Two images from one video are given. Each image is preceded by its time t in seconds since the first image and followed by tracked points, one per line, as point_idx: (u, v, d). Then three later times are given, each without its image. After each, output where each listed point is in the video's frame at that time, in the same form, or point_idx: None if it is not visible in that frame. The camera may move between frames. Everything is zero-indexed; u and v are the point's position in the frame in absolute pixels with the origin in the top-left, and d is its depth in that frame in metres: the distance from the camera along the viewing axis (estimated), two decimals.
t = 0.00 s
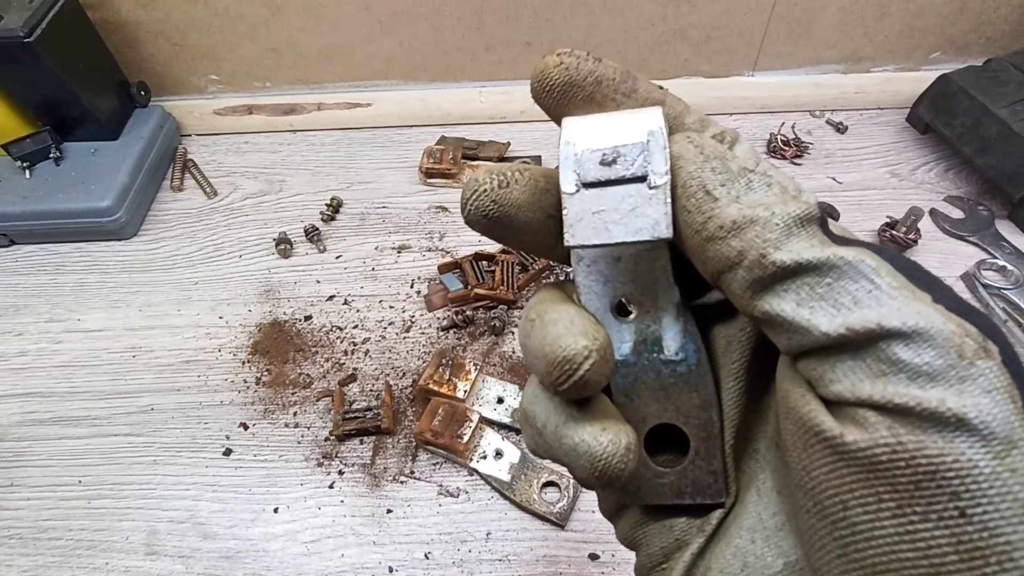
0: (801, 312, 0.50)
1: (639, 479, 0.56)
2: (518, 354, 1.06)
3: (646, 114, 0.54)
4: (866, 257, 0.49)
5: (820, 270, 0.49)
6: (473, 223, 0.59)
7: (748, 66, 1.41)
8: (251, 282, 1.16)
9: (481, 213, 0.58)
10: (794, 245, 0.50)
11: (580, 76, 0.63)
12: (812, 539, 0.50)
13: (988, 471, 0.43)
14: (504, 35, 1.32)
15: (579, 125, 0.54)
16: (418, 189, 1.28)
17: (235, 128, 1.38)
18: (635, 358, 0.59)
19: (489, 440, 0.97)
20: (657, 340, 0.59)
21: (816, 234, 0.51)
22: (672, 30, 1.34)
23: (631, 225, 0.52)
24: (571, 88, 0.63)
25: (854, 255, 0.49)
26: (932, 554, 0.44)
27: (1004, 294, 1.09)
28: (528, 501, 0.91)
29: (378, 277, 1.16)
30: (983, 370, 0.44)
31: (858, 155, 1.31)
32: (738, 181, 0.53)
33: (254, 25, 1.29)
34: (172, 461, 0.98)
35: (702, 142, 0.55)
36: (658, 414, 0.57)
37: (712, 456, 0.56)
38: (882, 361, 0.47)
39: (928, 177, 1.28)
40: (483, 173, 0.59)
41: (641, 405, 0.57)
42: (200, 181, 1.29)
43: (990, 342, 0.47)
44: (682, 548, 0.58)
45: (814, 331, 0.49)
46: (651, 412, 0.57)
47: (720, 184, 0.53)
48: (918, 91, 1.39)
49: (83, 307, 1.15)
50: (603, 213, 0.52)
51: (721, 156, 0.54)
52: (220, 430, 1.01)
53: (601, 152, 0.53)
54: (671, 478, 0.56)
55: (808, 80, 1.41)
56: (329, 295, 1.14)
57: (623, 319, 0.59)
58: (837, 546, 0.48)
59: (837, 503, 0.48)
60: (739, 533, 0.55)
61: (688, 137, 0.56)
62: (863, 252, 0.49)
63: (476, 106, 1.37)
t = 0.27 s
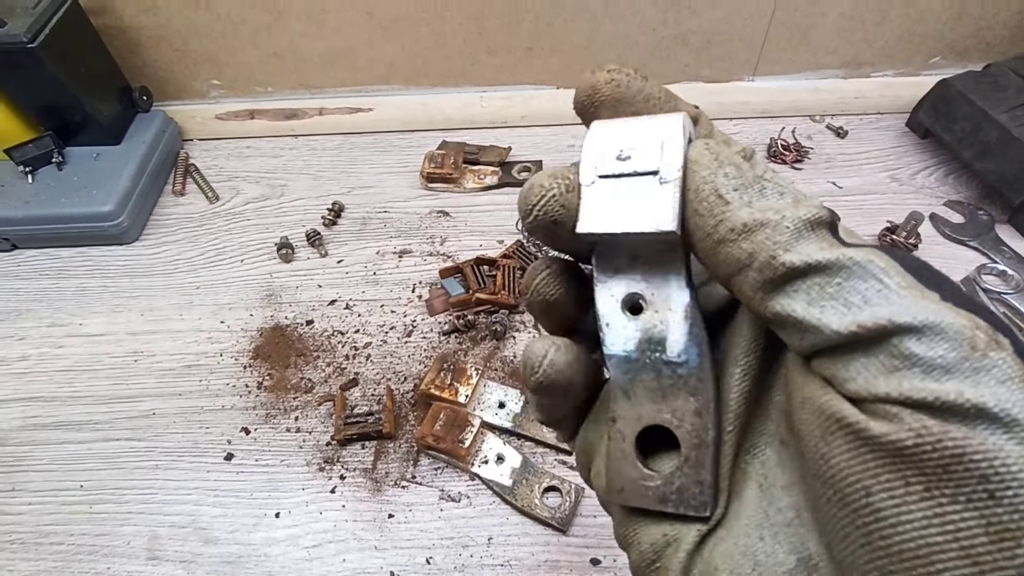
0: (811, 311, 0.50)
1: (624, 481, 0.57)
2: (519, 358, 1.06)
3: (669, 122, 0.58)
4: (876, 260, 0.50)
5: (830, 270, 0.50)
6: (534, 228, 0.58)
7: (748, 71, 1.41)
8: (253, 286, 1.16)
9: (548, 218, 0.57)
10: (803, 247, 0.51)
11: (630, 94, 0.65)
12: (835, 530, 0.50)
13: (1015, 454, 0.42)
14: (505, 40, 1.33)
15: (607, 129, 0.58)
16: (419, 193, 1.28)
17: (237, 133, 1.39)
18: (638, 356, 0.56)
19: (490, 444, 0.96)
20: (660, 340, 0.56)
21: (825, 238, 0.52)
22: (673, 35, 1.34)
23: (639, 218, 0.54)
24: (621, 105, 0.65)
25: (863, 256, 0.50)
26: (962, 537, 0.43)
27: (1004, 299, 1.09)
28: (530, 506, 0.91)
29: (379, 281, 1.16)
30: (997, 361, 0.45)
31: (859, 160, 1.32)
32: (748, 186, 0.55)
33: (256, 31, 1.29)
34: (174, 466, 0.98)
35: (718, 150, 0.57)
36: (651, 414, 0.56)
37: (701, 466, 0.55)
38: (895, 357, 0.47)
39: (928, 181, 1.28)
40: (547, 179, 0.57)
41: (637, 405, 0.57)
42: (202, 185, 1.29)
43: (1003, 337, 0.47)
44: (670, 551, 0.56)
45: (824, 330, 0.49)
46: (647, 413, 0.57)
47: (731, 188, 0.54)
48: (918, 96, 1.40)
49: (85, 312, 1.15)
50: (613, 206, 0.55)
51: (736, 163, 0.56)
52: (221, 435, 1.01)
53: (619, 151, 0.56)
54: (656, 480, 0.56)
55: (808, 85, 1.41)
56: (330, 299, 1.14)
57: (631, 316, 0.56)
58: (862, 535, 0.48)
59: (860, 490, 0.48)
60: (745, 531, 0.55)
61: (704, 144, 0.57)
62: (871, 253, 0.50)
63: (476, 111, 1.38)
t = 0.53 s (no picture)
0: (821, 307, 0.51)
1: (638, 482, 0.56)
2: (519, 359, 1.06)
3: (678, 120, 0.59)
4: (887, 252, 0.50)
5: (840, 266, 0.50)
6: (550, 217, 0.62)
7: (748, 73, 1.41)
8: (252, 287, 1.16)
9: (560, 209, 0.61)
10: (814, 242, 0.51)
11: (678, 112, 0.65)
12: (851, 515, 0.51)
13: None
14: (505, 42, 1.33)
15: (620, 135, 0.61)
16: (419, 195, 1.28)
17: (237, 134, 1.39)
18: (654, 355, 0.57)
19: (490, 445, 0.96)
20: (676, 339, 0.56)
21: (836, 232, 0.52)
22: (673, 36, 1.34)
23: (645, 215, 0.55)
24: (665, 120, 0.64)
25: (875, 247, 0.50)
26: (975, 517, 0.44)
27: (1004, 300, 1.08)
28: (529, 507, 0.91)
29: (379, 282, 1.16)
30: (1007, 354, 0.45)
31: (858, 161, 1.32)
32: (756, 183, 0.55)
33: (257, 32, 1.29)
34: (173, 467, 0.98)
35: (724, 144, 0.57)
36: (665, 413, 0.56)
37: (714, 467, 0.53)
38: (904, 351, 0.48)
39: (928, 182, 1.28)
40: (567, 172, 0.61)
41: (653, 406, 0.56)
42: (202, 187, 1.29)
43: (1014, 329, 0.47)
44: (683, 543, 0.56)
45: (835, 326, 0.50)
46: (662, 413, 0.56)
47: (740, 183, 0.55)
48: (918, 97, 1.40)
49: (85, 313, 1.15)
50: (620, 205, 0.56)
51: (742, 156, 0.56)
52: (220, 436, 1.01)
53: (625, 154, 0.58)
54: (668, 481, 0.54)
55: (807, 87, 1.41)
56: (330, 300, 1.14)
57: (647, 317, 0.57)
58: (876, 519, 0.48)
59: (873, 474, 0.49)
60: (762, 518, 0.56)
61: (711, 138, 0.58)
62: (883, 246, 0.50)
63: (476, 113, 1.38)
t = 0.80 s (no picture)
0: (804, 326, 0.52)
1: (641, 476, 0.48)
2: (520, 361, 1.06)
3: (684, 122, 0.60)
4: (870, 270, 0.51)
5: (822, 286, 0.51)
6: (559, 201, 0.63)
7: (747, 74, 1.42)
8: (254, 288, 1.17)
9: (569, 193, 0.62)
10: (800, 262, 0.52)
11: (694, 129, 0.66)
12: (849, 514, 0.53)
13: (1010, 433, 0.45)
14: (505, 43, 1.33)
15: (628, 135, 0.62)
16: (420, 196, 1.29)
17: (238, 136, 1.39)
18: (659, 344, 0.53)
19: (490, 446, 0.97)
20: (683, 326, 0.53)
21: (820, 254, 0.53)
22: (673, 38, 1.34)
23: (650, 201, 0.56)
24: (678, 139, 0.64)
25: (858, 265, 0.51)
26: (966, 511, 0.46)
27: (1004, 301, 1.09)
28: (530, 507, 0.91)
29: (379, 284, 1.17)
30: (987, 360, 0.48)
31: (858, 162, 1.32)
32: (757, 193, 0.56)
33: (258, 34, 1.30)
34: (174, 468, 0.98)
35: (736, 143, 0.57)
36: (675, 397, 0.50)
37: (732, 448, 0.47)
38: (888, 365, 0.50)
39: (927, 184, 1.28)
40: (580, 158, 0.62)
41: (659, 392, 0.51)
42: (204, 188, 1.29)
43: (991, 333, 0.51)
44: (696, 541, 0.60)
45: (819, 345, 0.51)
46: (670, 400, 0.50)
47: (737, 193, 0.55)
48: (917, 99, 1.40)
49: (86, 314, 1.15)
50: (626, 194, 0.57)
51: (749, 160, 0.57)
52: (222, 436, 1.01)
53: (633, 150, 0.59)
54: (678, 470, 0.47)
55: (807, 88, 1.41)
56: (331, 302, 1.15)
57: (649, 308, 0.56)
58: (872, 518, 0.51)
59: (866, 474, 0.50)
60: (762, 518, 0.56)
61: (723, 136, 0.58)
62: (864, 262, 0.51)
63: (476, 114, 1.38)
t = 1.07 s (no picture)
0: (830, 307, 0.55)
1: (711, 399, 0.40)
2: (519, 362, 1.06)
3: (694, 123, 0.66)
4: (901, 255, 0.55)
5: (853, 269, 0.54)
6: (566, 192, 0.65)
7: (747, 76, 1.42)
8: (253, 290, 1.17)
9: (576, 184, 0.64)
10: (829, 242, 0.56)
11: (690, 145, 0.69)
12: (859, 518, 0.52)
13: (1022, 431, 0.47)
14: (505, 45, 1.33)
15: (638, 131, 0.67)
16: (420, 198, 1.29)
17: (238, 137, 1.39)
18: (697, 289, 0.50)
19: (490, 448, 0.97)
20: (722, 275, 0.51)
21: (848, 235, 0.58)
22: (673, 40, 1.34)
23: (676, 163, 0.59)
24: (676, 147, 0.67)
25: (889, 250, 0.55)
26: (979, 512, 0.47)
27: (1004, 303, 1.09)
28: (530, 510, 0.91)
29: (378, 285, 1.17)
30: (1005, 357, 0.50)
31: (857, 164, 1.32)
32: (786, 167, 0.62)
33: (258, 36, 1.30)
34: (173, 470, 0.98)
35: (764, 119, 0.65)
36: (728, 328, 0.46)
37: (824, 359, 0.41)
38: (905, 355, 0.52)
39: (927, 185, 1.28)
40: (587, 153, 0.65)
41: (707, 326, 0.46)
42: (203, 189, 1.29)
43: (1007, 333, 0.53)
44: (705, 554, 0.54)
45: (843, 330, 0.54)
46: (722, 330, 0.46)
47: (773, 171, 0.61)
48: (917, 100, 1.40)
49: (85, 315, 1.15)
50: (648, 157, 0.60)
51: (773, 138, 0.64)
52: (221, 438, 1.01)
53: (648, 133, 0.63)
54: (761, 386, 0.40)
55: (806, 90, 1.42)
56: (330, 303, 1.15)
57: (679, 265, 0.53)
58: (883, 520, 0.51)
59: (877, 475, 0.51)
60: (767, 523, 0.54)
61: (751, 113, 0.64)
62: (894, 250, 0.55)
63: (476, 116, 1.38)
